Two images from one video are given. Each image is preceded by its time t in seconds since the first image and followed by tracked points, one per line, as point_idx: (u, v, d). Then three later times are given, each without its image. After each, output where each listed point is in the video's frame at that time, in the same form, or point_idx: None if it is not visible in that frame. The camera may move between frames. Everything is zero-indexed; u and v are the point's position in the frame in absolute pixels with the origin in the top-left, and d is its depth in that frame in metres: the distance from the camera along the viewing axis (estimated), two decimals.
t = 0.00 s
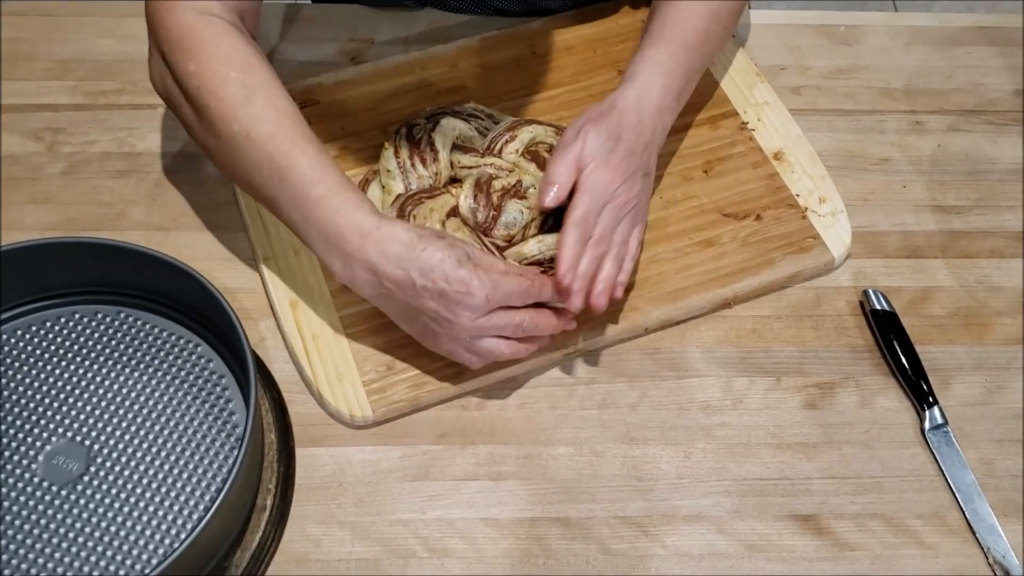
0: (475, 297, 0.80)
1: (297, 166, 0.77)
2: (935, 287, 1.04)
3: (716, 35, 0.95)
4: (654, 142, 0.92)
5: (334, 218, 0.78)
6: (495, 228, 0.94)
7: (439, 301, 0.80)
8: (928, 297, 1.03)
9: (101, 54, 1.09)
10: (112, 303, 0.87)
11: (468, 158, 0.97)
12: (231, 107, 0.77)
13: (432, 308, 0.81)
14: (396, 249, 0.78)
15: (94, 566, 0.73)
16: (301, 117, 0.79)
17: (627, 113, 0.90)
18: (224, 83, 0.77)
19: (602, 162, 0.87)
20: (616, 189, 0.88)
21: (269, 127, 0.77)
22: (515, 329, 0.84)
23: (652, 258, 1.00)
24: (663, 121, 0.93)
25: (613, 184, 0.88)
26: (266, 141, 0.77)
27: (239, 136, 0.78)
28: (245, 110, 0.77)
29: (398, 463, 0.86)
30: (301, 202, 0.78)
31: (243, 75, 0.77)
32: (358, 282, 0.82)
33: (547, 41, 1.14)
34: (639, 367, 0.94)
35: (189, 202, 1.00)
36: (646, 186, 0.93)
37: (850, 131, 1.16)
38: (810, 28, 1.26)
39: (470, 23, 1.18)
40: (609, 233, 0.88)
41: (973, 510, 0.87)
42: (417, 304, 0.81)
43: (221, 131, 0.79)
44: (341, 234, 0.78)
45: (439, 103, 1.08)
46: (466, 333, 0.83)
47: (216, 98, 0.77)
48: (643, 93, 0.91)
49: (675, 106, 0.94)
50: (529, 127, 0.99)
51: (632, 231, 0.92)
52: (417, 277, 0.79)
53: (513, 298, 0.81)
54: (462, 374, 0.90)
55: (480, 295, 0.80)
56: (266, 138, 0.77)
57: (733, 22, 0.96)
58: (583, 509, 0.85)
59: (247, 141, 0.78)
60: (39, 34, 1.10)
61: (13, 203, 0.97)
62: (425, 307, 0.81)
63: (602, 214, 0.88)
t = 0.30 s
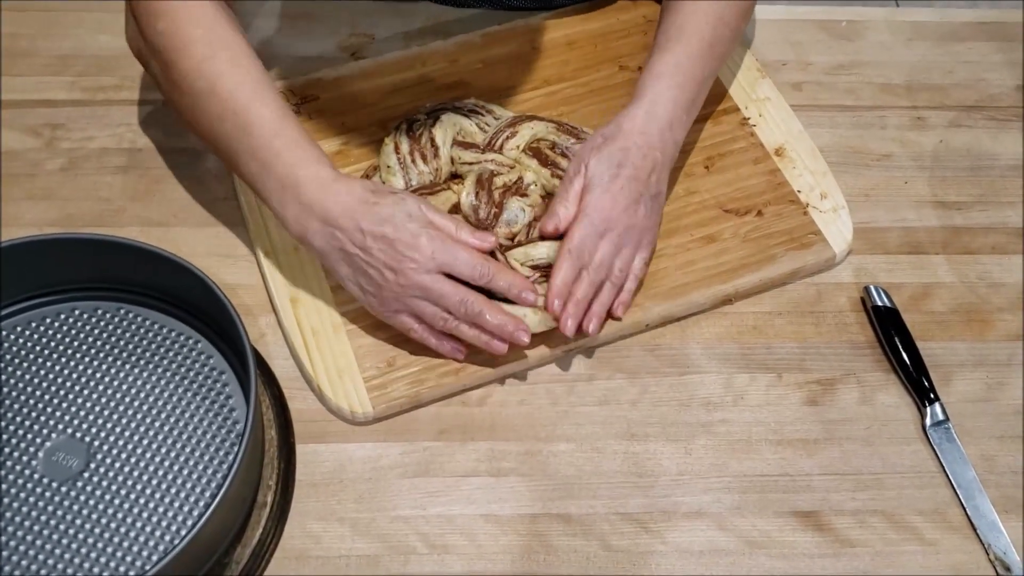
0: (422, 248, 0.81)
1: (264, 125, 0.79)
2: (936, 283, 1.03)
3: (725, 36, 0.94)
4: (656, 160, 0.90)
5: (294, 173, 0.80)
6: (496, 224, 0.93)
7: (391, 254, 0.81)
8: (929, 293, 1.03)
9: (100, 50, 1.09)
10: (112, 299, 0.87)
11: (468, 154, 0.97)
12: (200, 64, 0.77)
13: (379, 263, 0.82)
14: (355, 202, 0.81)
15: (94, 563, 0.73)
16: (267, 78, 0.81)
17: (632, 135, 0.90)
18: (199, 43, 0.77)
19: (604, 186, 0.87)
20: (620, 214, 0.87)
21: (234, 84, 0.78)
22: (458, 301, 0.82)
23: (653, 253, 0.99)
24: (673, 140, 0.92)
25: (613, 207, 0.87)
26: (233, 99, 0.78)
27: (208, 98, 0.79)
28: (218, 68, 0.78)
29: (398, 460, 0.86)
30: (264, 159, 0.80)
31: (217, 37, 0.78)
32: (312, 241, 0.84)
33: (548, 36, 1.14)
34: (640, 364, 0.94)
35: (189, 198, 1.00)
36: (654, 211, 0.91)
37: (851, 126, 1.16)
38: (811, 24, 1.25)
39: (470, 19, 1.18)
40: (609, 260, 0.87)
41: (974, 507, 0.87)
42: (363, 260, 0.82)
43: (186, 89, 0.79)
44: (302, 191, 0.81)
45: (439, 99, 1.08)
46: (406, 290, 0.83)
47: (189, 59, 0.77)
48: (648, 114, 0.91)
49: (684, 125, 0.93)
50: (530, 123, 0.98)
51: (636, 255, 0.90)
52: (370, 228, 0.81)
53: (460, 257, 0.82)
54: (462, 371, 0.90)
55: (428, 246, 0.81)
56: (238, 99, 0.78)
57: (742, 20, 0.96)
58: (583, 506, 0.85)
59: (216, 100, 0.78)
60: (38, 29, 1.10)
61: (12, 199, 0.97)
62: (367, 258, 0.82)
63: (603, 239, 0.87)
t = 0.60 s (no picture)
0: (427, 243, 0.81)
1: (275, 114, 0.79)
2: (938, 283, 1.03)
3: (738, 39, 0.94)
4: (672, 158, 0.90)
5: (301, 167, 0.80)
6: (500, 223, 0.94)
7: (399, 247, 0.81)
8: (931, 293, 1.03)
9: (102, 48, 1.09)
10: (113, 298, 0.87)
11: (470, 153, 0.96)
12: (212, 57, 0.77)
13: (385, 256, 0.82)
14: (363, 196, 0.81)
15: (95, 561, 0.73)
16: (275, 68, 0.80)
17: (655, 129, 0.89)
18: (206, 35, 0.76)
19: (620, 173, 0.86)
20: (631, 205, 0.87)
21: (244, 76, 0.78)
22: (459, 300, 0.82)
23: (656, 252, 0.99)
24: (693, 136, 0.92)
25: (625, 195, 0.87)
26: (242, 90, 0.78)
27: (218, 89, 0.79)
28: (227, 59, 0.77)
29: (400, 458, 0.86)
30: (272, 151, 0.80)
31: (226, 29, 0.77)
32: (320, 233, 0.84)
33: (551, 34, 1.14)
34: (642, 362, 0.94)
35: (191, 195, 1.00)
36: (664, 205, 0.91)
37: (854, 125, 1.16)
38: (814, 22, 1.25)
39: (473, 16, 1.18)
40: (616, 246, 0.87)
41: (976, 506, 0.87)
42: (371, 250, 0.82)
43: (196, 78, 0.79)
44: (314, 180, 0.81)
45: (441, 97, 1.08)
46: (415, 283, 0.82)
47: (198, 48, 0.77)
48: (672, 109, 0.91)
49: (701, 128, 0.93)
50: (532, 121, 0.98)
51: (643, 248, 0.90)
52: (382, 219, 0.81)
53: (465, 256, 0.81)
54: (464, 370, 0.90)
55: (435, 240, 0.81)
56: (246, 90, 0.78)
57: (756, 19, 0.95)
58: (586, 504, 0.85)
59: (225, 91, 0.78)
60: (39, 26, 1.09)
61: (14, 196, 0.97)
62: (376, 250, 0.82)
63: (615, 225, 0.87)
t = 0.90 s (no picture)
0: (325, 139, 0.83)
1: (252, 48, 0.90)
2: (937, 286, 1.04)
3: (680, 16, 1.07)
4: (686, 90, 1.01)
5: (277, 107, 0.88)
6: (500, 227, 0.94)
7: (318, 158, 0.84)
8: (930, 296, 1.03)
9: (103, 48, 1.09)
10: (113, 300, 0.87)
11: (470, 155, 0.97)
12: (225, 19, 0.91)
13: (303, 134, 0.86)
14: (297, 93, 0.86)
15: (95, 563, 0.73)
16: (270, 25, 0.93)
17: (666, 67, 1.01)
18: None
19: (664, 69, 0.99)
20: (667, 75, 0.99)
21: (241, 30, 0.91)
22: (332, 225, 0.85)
23: (656, 255, 0.99)
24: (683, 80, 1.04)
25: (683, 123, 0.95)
26: (240, 41, 0.90)
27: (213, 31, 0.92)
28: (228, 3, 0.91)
29: (400, 461, 0.86)
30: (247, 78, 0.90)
31: None
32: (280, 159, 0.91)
33: (551, 36, 1.14)
34: (641, 366, 0.94)
35: (191, 197, 1.00)
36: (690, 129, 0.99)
37: (854, 129, 1.16)
38: (815, 25, 1.25)
39: (473, 16, 1.18)
40: (691, 151, 0.94)
41: (973, 511, 0.88)
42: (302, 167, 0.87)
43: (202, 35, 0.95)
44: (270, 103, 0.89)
45: (441, 99, 1.08)
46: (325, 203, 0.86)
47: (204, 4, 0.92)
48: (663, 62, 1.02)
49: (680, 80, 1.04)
50: (533, 124, 0.99)
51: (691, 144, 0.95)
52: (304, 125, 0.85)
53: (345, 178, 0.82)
54: (464, 373, 0.90)
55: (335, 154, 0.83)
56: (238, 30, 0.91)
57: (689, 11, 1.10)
58: (585, 508, 0.85)
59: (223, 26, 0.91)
60: (39, 25, 1.09)
61: (14, 197, 0.97)
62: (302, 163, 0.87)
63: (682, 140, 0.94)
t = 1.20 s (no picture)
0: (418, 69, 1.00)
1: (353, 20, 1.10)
2: (935, 291, 1.04)
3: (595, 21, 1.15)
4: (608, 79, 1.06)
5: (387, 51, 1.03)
6: (500, 231, 0.93)
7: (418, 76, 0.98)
8: (929, 301, 1.03)
9: (103, 50, 1.09)
10: (114, 303, 0.87)
11: (470, 159, 0.97)
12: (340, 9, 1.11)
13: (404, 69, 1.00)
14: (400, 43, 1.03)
15: (96, 567, 0.73)
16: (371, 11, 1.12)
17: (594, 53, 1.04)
18: None
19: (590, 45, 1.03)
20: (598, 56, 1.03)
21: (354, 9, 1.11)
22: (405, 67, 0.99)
23: (656, 259, 0.99)
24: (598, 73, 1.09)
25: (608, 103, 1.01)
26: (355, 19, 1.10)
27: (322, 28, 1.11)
28: None
29: (400, 465, 0.86)
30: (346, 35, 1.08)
31: None
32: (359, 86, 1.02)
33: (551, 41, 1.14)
34: (640, 370, 0.94)
35: (192, 199, 1.00)
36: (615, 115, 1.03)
37: (853, 133, 1.16)
38: (814, 28, 1.25)
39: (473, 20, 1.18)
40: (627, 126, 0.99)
41: (971, 516, 0.88)
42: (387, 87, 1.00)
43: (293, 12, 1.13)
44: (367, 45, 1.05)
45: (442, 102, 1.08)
46: (411, 109, 0.97)
47: None
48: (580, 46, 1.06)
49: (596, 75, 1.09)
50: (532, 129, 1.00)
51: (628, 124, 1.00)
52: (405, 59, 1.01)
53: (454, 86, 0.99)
54: (464, 377, 0.90)
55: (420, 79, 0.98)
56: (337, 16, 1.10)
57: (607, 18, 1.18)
58: (584, 512, 0.86)
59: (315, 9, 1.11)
60: (40, 27, 1.09)
61: (14, 199, 0.97)
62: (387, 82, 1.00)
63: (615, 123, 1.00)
